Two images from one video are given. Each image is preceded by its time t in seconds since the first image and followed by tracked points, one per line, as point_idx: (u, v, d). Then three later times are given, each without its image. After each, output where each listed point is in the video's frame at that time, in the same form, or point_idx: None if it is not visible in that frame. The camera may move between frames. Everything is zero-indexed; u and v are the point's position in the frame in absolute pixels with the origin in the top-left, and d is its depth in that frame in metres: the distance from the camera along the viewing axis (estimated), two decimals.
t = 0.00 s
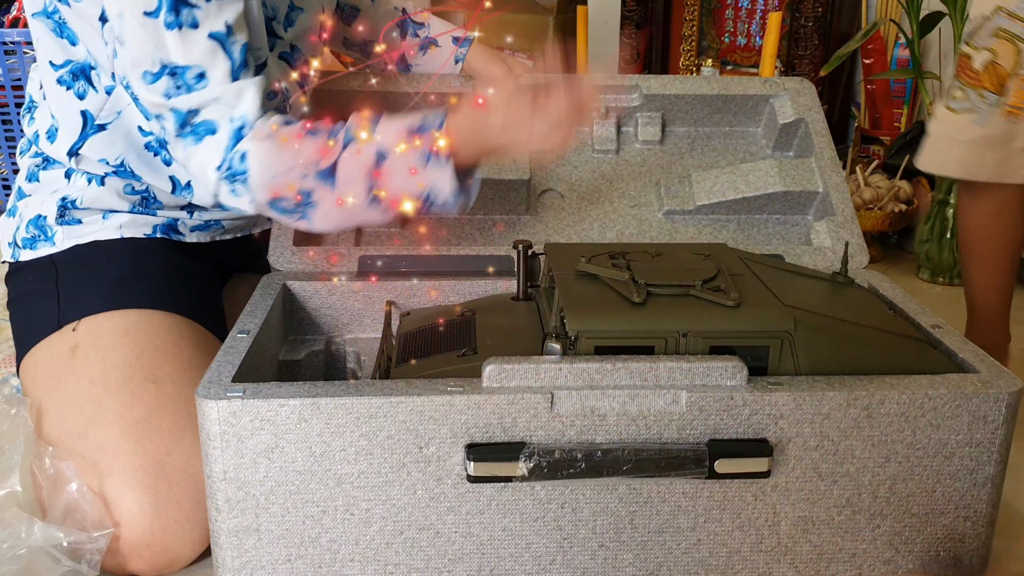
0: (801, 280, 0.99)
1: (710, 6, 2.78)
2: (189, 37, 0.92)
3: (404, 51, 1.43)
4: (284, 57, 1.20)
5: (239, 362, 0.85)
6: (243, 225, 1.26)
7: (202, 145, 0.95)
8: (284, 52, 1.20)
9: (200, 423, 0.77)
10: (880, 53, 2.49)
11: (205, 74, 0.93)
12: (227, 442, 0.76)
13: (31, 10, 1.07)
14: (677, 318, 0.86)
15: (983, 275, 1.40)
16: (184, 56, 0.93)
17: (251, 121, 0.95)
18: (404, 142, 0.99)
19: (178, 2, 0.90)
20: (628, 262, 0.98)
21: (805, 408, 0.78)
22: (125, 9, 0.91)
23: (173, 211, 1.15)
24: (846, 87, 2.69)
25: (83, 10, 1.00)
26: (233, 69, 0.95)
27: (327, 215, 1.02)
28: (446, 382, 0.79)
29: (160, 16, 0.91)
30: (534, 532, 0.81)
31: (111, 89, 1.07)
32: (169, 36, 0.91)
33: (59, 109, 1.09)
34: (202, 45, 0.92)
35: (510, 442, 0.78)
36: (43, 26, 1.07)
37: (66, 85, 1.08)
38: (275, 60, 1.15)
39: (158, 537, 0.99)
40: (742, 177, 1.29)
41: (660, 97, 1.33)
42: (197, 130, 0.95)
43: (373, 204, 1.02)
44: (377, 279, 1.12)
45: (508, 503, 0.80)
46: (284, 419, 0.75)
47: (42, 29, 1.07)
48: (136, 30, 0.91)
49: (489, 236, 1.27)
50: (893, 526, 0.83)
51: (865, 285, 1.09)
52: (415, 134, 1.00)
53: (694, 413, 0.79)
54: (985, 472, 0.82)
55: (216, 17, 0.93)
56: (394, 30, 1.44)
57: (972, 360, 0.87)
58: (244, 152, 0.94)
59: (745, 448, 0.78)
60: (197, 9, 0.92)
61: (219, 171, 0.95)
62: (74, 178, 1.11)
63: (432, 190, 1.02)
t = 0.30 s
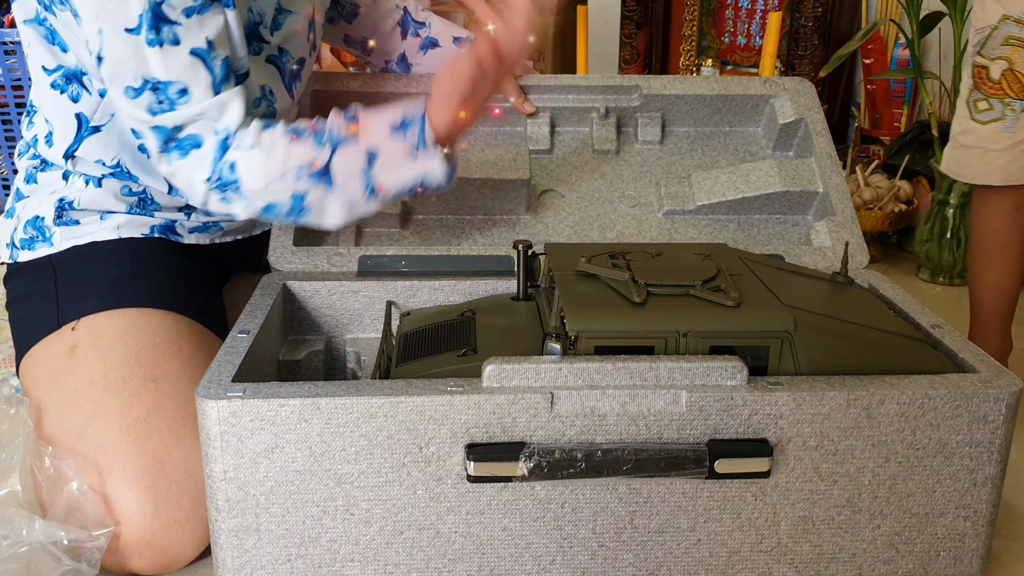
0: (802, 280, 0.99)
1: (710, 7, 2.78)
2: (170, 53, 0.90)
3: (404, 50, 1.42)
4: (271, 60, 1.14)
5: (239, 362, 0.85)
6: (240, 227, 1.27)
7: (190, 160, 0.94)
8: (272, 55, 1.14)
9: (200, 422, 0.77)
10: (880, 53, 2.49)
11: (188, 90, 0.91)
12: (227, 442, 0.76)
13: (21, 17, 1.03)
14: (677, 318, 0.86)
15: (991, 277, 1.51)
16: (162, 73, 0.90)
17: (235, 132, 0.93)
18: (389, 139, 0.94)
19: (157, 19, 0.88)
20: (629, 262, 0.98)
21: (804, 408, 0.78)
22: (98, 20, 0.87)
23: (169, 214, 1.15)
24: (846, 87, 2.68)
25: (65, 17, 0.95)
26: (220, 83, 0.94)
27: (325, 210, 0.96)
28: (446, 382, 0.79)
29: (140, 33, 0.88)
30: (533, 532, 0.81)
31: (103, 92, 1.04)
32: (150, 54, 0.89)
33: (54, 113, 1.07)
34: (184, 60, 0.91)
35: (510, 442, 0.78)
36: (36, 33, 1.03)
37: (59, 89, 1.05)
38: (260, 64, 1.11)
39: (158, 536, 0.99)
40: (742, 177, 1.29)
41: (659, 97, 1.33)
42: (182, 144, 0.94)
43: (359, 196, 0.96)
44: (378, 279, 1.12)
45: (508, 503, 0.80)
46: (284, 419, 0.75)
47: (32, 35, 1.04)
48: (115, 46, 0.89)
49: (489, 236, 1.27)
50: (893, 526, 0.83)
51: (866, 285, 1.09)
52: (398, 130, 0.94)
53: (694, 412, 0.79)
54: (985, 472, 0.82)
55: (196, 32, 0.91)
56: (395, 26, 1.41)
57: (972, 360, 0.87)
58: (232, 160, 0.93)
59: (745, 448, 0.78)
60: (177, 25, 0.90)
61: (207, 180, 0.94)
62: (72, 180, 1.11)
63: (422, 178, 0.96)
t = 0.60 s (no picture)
0: (802, 280, 0.99)
1: (710, 7, 2.78)
2: (167, 50, 0.89)
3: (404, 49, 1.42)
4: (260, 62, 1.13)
5: (239, 361, 0.85)
6: (240, 227, 1.26)
7: (195, 157, 0.92)
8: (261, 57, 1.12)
9: (200, 422, 0.77)
10: (880, 53, 2.49)
11: (187, 86, 0.90)
12: (227, 442, 0.76)
13: (18, 17, 1.02)
14: (677, 319, 0.86)
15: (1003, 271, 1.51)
16: (160, 70, 0.89)
17: (240, 125, 0.92)
18: (408, 112, 0.92)
19: (152, 16, 0.87)
20: (629, 262, 0.98)
21: (805, 408, 0.78)
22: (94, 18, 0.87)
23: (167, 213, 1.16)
24: (846, 87, 2.68)
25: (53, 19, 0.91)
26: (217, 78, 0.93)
27: (336, 194, 0.94)
28: (446, 382, 0.79)
29: (136, 32, 0.87)
30: (533, 532, 0.81)
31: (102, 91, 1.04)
32: (145, 50, 0.88)
33: (51, 113, 1.06)
34: (179, 55, 0.89)
35: (510, 443, 0.78)
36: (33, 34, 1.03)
37: (56, 89, 1.05)
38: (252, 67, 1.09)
39: (159, 535, 0.99)
40: (742, 178, 1.29)
41: (659, 98, 1.34)
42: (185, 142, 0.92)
43: (377, 174, 0.93)
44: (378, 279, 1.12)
45: (508, 503, 0.80)
46: (284, 419, 0.75)
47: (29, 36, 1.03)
48: (113, 43, 0.88)
49: (489, 236, 1.27)
50: (893, 527, 0.83)
51: (866, 285, 1.09)
52: (417, 105, 0.93)
53: (694, 413, 0.79)
54: (985, 472, 0.82)
55: (191, 29, 0.90)
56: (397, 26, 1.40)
57: (972, 360, 0.87)
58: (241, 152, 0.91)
59: (745, 448, 0.78)
60: (173, 22, 0.89)
61: (217, 174, 0.92)
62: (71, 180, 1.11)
63: (438, 150, 0.94)
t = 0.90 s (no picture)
0: (803, 280, 0.99)
1: (710, 7, 2.79)
2: (167, 44, 0.92)
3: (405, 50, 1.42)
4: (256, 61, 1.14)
5: (239, 361, 0.85)
6: (240, 227, 1.26)
7: (195, 152, 0.96)
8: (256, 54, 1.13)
9: (200, 422, 0.77)
10: (880, 53, 2.49)
11: (187, 80, 0.93)
12: (227, 442, 0.76)
13: (15, 16, 1.02)
14: (678, 319, 0.86)
15: None
16: (158, 63, 0.92)
17: (239, 119, 0.95)
18: (413, 122, 0.94)
19: (151, 11, 0.90)
20: (628, 262, 0.98)
21: (805, 408, 0.78)
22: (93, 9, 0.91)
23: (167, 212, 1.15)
24: (846, 87, 2.68)
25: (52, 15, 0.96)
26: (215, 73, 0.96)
27: (334, 191, 0.98)
28: (446, 382, 0.79)
29: (134, 25, 0.91)
30: (533, 533, 0.81)
31: (98, 91, 1.03)
32: (146, 46, 0.91)
33: (50, 115, 1.05)
34: (178, 50, 0.92)
35: (511, 442, 0.78)
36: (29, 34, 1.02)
37: (54, 90, 1.04)
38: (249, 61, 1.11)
39: (159, 535, 0.99)
40: (742, 178, 1.29)
41: (660, 98, 1.34)
42: (186, 138, 0.95)
43: (378, 177, 0.97)
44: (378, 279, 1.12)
45: (508, 503, 0.80)
46: (284, 419, 0.75)
47: (26, 35, 1.03)
48: (113, 37, 0.92)
49: (489, 235, 1.27)
50: (893, 527, 0.83)
51: (866, 285, 1.09)
52: (421, 116, 0.94)
53: (694, 413, 0.79)
54: (985, 472, 0.82)
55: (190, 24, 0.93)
56: (396, 26, 1.40)
57: (973, 360, 0.87)
58: (241, 148, 0.94)
59: (745, 448, 0.78)
60: (170, 17, 0.92)
61: (218, 168, 0.95)
62: (71, 181, 1.11)
63: (440, 155, 0.98)
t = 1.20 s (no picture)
0: (804, 280, 0.99)
1: (710, 7, 2.78)
2: (180, 34, 0.86)
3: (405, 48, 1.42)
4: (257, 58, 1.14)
5: (239, 361, 0.85)
6: (240, 227, 1.26)
7: (208, 144, 0.91)
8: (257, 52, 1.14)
9: (200, 422, 0.77)
10: (880, 53, 2.49)
11: (202, 70, 0.88)
12: (227, 442, 0.76)
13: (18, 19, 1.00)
14: (678, 318, 0.86)
15: None
16: (173, 55, 0.87)
17: (250, 105, 0.90)
18: (404, 58, 0.87)
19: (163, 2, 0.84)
20: (628, 262, 0.98)
21: (805, 408, 0.78)
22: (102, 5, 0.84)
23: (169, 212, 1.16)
24: (846, 87, 2.68)
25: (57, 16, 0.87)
26: (225, 60, 0.90)
27: (341, 156, 0.92)
28: (446, 382, 0.79)
29: (147, 17, 0.84)
30: (533, 532, 0.81)
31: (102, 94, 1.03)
32: (159, 37, 0.86)
33: (52, 117, 1.07)
34: (191, 41, 0.87)
35: (511, 442, 0.78)
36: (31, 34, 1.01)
37: (57, 92, 1.05)
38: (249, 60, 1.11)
39: (159, 535, 0.99)
40: (742, 178, 1.29)
41: (660, 98, 1.34)
42: (198, 129, 0.91)
43: (380, 126, 0.89)
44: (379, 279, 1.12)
45: (508, 503, 0.80)
46: (284, 419, 0.75)
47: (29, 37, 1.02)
48: (127, 31, 0.86)
49: (489, 235, 1.27)
50: (893, 526, 0.83)
51: (866, 285, 1.09)
52: (414, 47, 0.87)
53: (694, 413, 0.79)
54: (985, 472, 0.82)
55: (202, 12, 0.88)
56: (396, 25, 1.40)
57: (972, 360, 0.87)
58: (252, 130, 0.90)
59: (745, 448, 0.78)
60: (182, 6, 0.86)
61: (231, 158, 0.92)
62: (71, 181, 1.11)
63: (439, 94, 0.88)
